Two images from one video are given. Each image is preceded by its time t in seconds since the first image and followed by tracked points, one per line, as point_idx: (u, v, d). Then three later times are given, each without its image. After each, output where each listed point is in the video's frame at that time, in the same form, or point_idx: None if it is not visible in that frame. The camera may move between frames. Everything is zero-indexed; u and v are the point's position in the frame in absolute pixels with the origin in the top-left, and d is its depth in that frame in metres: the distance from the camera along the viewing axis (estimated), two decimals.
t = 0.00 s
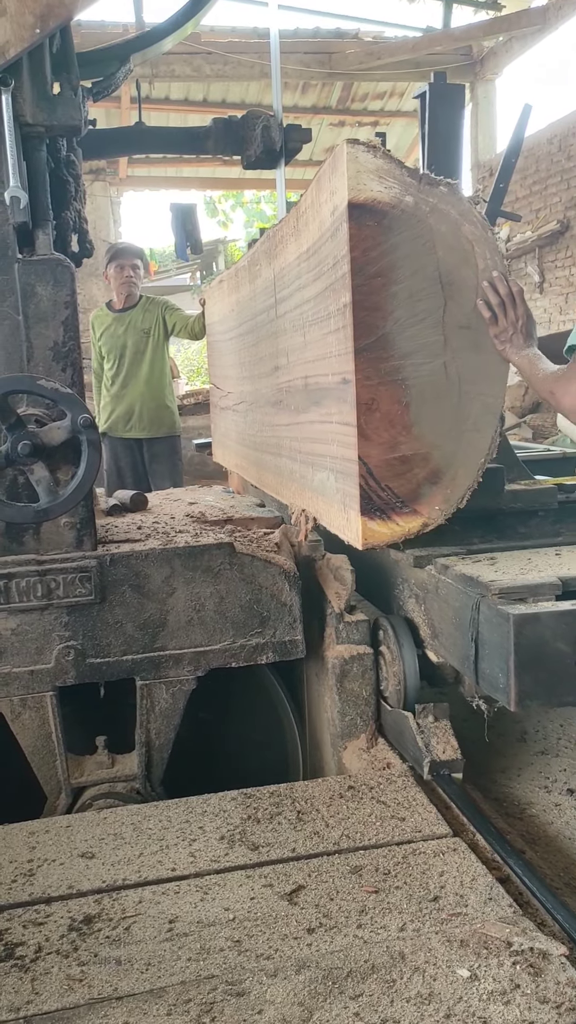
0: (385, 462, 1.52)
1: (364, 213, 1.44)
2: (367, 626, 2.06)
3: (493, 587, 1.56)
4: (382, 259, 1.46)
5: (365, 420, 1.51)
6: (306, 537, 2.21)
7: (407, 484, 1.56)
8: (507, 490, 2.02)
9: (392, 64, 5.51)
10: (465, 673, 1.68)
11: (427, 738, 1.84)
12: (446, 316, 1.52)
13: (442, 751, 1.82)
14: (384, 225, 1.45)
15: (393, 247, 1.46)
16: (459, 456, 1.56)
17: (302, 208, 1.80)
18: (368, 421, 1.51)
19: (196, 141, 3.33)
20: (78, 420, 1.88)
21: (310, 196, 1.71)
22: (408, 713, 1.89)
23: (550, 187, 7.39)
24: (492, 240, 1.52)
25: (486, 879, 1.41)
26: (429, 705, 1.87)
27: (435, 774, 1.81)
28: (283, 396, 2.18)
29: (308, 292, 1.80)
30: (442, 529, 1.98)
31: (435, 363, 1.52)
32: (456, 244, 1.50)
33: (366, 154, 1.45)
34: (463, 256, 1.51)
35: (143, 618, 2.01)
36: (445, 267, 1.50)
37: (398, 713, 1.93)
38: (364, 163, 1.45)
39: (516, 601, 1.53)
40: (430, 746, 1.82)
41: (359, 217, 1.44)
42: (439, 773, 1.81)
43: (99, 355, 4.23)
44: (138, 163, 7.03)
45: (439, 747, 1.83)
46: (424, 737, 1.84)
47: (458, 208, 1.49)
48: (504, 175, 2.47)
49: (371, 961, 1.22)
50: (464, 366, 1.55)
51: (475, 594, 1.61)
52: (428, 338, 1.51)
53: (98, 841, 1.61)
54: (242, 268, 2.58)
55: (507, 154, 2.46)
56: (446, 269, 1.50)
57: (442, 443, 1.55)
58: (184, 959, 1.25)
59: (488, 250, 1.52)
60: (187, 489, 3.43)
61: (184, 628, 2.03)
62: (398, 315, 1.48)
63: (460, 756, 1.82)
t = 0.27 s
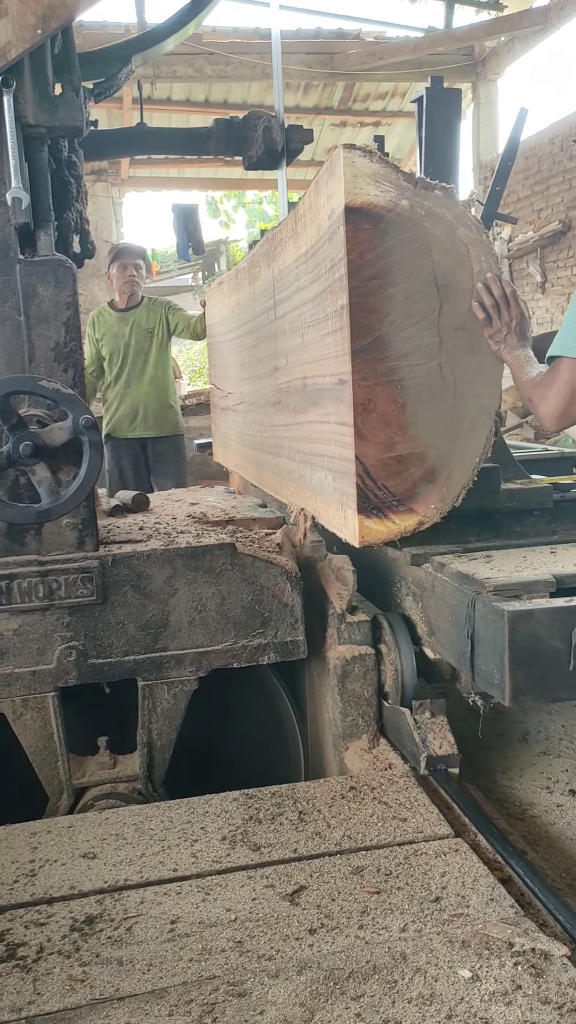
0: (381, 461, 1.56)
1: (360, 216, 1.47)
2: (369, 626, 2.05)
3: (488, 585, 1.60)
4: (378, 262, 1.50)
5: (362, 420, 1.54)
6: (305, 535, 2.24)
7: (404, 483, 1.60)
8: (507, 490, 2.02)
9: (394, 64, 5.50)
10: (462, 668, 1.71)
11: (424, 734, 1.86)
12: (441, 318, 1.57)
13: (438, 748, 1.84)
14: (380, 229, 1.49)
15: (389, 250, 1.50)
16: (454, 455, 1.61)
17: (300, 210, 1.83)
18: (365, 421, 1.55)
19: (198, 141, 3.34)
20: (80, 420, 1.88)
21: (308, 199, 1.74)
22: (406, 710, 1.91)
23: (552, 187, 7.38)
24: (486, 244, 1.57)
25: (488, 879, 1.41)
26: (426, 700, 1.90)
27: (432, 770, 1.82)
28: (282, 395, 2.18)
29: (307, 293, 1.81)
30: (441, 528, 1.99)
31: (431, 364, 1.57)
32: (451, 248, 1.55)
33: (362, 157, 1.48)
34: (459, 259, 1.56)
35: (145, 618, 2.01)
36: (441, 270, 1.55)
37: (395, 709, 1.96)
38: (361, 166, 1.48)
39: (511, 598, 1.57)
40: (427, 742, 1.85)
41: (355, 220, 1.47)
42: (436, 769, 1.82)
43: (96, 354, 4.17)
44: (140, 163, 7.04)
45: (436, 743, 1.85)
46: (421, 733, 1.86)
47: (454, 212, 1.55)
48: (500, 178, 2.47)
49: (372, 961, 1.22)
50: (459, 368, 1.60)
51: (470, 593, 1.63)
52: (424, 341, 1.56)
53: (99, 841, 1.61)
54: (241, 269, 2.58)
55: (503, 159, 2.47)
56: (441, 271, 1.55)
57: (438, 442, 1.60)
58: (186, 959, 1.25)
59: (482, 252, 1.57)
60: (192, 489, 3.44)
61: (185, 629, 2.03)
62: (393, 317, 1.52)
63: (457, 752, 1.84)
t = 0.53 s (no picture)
0: (378, 459, 1.58)
1: (357, 219, 1.49)
2: (371, 626, 2.05)
3: (483, 581, 1.60)
4: (374, 263, 1.51)
5: (359, 418, 1.56)
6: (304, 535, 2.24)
7: (400, 481, 1.61)
8: (508, 489, 2.02)
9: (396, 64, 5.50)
10: (458, 665, 1.71)
11: (421, 728, 1.89)
12: (436, 319, 1.57)
13: (435, 742, 1.87)
14: (376, 230, 1.50)
15: (385, 251, 1.51)
16: (449, 454, 1.61)
17: (299, 212, 1.84)
18: (361, 419, 1.56)
19: (199, 141, 3.33)
20: (82, 419, 1.88)
21: (306, 201, 1.76)
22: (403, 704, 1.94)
23: (554, 187, 7.37)
24: (481, 245, 1.58)
25: (489, 879, 1.40)
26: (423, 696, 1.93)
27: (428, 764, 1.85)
28: (281, 395, 2.18)
29: (306, 293, 1.82)
30: (441, 526, 1.99)
31: (426, 363, 1.57)
32: (447, 249, 1.56)
33: (359, 161, 1.50)
34: (454, 260, 1.56)
35: (146, 618, 2.01)
36: (436, 270, 1.56)
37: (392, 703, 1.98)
38: (357, 168, 1.50)
39: (506, 593, 1.57)
40: (423, 736, 1.88)
41: (351, 221, 1.49)
42: (432, 763, 1.85)
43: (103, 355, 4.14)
44: (141, 163, 7.04)
45: (433, 737, 1.87)
46: (418, 726, 1.89)
47: (449, 213, 1.56)
48: (496, 181, 2.46)
49: (374, 960, 1.22)
50: (455, 367, 1.60)
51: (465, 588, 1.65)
52: (419, 340, 1.56)
53: (101, 841, 1.61)
54: (241, 269, 2.59)
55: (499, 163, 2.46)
56: (437, 271, 1.56)
57: (433, 440, 1.60)
58: (188, 957, 1.26)
59: (477, 253, 1.58)
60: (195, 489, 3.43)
61: (187, 628, 2.03)
62: (389, 317, 1.54)
63: (453, 746, 1.87)
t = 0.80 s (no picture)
0: (375, 458, 1.59)
1: (355, 221, 1.50)
2: (373, 626, 2.04)
3: (480, 577, 1.60)
4: (372, 264, 1.53)
5: (357, 417, 1.57)
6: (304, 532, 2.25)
7: (397, 479, 1.62)
8: (508, 488, 2.02)
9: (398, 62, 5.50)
10: (455, 661, 1.70)
11: (418, 722, 1.92)
12: (433, 319, 1.57)
13: (432, 736, 1.89)
14: (375, 232, 1.51)
15: (383, 252, 1.52)
16: (446, 453, 1.61)
17: (298, 213, 1.84)
18: (359, 418, 1.57)
19: (202, 140, 3.33)
20: (84, 418, 1.88)
21: (304, 203, 1.77)
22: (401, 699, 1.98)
23: (556, 186, 7.37)
24: (478, 246, 1.58)
25: (492, 879, 1.40)
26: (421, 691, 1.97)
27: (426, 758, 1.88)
28: (281, 394, 2.18)
29: (305, 293, 1.83)
30: (441, 526, 1.99)
31: (422, 363, 1.57)
32: (443, 251, 1.55)
33: (356, 165, 1.53)
34: (450, 261, 1.56)
35: (148, 617, 2.01)
36: (432, 271, 1.55)
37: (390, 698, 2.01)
38: (355, 172, 1.52)
39: (502, 590, 1.57)
40: (421, 731, 1.90)
41: (350, 224, 1.50)
42: (430, 757, 1.88)
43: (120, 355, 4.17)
44: (144, 163, 7.05)
45: (430, 732, 1.90)
46: (415, 721, 1.92)
47: (445, 215, 1.55)
48: (494, 181, 2.46)
49: (376, 960, 1.22)
50: (452, 366, 1.60)
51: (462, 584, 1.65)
52: (416, 340, 1.57)
53: (103, 840, 1.61)
54: (241, 269, 2.59)
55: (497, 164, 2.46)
56: (433, 272, 1.55)
57: (429, 438, 1.60)
58: (190, 957, 1.26)
59: (473, 256, 1.57)
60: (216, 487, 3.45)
61: (189, 627, 2.04)
62: (386, 318, 1.55)
63: (450, 740, 1.89)
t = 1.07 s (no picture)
0: (374, 457, 1.59)
1: (353, 222, 1.50)
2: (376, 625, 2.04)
3: (476, 573, 1.60)
4: (371, 265, 1.52)
5: (355, 416, 1.57)
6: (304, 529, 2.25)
7: (394, 476, 1.61)
8: (510, 486, 2.02)
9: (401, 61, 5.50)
10: (452, 657, 1.70)
11: (416, 717, 1.94)
12: (431, 318, 1.57)
13: (429, 730, 1.92)
14: (373, 233, 1.51)
15: (382, 253, 1.52)
16: (442, 451, 1.62)
17: (299, 213, 1.84)
18: (357, 416, 1.57)
19: (205, 139, 3.33)
20: (87, 416, 1.88)
21: (305, 203, 1.77)
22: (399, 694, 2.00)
23: (559, 185, 7.36)
24: (476, 247, 1.59)
25: (494, 878, 1.40)
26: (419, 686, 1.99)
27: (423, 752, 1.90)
28: (282, 393, 2.18)
29: (305, 293, 1.83)
30: (441, 524, 1.99)
31: (420, 362, 1.58)
32: (440, 251, 1.56)
33: (355, 168, 1.53)
34: (448, 261, 1.57)
35: (151, 616, 2.01)
36: (430, 272, 1.56)
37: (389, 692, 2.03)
38: (353, 175, 1.53)
39: (498, 586, 1.57)
40: (418, 725, 1.93)
41: (348, 225, 1.50)
42: (427, 751, 1.90)
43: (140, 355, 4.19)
44: (147, 162, 7.05)
45: (427, 726, 1.92)
46: (413, 716, 1.94)
47: (442, 218, 1.56)
48: (492, 183, 2.46)
49: (378, 959, 1.22)
50: (449, 365, 1.60)
51: (459, 580, 1.65)
52: (413, 340, 1.57)
53: (106, 839, 1.61)
54: (242, 268, 2.59)
55: (495, 166, 2.46)
56: (431, 272, 1.56)
57: (426, 437, 1.61)
58: (192, 956, 1.26)
59: (470, 256, 1.58)
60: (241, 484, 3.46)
61: (191, 626, 2.04)
62: (384, 318, 1.54)
63: (447, 734, 1.91)
